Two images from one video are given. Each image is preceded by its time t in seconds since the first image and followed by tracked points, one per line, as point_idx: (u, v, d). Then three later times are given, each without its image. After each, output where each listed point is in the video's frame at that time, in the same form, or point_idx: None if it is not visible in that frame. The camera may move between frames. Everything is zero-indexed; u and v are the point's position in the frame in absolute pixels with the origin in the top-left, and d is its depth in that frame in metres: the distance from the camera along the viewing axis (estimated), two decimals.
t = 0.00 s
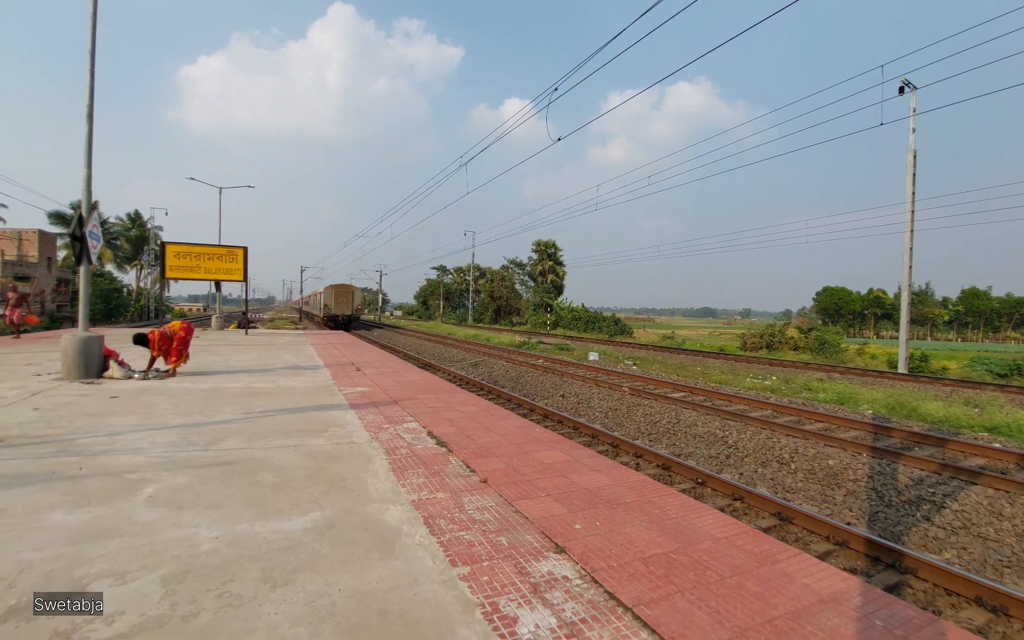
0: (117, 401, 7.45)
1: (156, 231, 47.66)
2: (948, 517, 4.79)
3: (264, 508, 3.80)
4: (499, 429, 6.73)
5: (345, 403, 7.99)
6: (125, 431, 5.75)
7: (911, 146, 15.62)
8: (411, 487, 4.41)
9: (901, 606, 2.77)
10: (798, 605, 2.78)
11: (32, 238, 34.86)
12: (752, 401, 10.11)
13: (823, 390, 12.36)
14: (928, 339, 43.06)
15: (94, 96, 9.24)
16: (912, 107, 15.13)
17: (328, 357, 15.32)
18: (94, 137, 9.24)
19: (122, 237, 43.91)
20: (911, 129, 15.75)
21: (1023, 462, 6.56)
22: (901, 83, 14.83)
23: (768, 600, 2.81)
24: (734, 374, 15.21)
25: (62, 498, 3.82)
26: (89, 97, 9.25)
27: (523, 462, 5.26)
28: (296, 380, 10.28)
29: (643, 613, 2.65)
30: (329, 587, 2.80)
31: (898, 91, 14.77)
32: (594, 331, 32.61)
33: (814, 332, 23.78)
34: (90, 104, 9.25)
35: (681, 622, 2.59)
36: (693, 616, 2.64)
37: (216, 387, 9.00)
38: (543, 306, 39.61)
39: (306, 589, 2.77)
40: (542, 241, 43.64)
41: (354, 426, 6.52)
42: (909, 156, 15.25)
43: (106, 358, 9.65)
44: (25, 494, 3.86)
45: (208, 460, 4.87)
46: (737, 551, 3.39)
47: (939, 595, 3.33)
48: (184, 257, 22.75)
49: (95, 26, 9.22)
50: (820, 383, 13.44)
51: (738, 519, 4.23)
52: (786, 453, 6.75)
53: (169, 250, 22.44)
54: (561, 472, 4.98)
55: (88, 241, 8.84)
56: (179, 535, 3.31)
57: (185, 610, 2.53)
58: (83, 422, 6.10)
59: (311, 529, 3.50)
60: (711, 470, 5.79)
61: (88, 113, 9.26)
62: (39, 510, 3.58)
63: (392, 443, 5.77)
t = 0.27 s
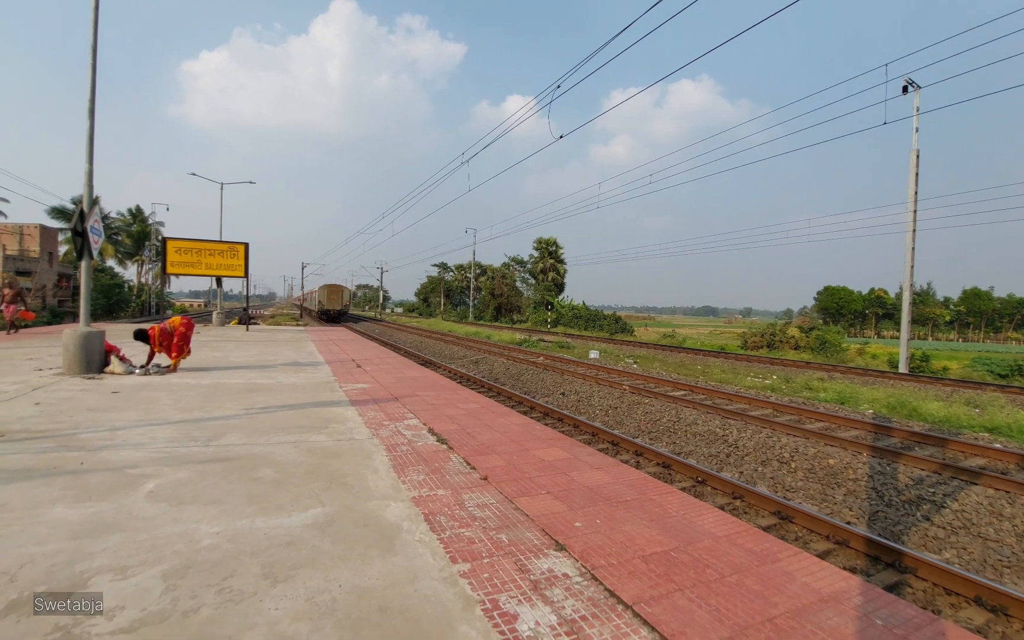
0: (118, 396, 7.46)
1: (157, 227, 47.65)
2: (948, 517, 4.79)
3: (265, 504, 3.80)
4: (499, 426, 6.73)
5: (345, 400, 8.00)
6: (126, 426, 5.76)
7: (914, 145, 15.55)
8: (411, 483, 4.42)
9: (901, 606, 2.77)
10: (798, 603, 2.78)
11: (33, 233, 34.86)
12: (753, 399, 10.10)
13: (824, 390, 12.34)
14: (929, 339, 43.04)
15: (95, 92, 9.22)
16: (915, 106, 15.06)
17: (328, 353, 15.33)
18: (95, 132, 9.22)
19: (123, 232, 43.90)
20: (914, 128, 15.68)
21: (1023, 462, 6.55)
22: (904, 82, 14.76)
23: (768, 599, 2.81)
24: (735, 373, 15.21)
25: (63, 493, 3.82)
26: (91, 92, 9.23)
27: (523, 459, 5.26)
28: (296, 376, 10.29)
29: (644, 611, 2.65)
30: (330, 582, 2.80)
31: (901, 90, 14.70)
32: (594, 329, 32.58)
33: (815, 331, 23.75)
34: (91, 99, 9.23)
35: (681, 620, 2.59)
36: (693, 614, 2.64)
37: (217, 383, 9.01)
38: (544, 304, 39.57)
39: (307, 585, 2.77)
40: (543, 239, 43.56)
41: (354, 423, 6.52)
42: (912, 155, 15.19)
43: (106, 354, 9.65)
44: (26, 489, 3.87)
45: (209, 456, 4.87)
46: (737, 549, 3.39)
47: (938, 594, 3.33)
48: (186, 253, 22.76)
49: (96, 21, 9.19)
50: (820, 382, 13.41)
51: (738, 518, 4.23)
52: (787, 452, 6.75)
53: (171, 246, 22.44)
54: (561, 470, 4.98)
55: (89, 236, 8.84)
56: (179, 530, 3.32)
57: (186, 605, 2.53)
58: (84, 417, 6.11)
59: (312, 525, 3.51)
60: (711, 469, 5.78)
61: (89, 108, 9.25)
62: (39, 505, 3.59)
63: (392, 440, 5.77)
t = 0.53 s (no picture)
0: (118, 400, 7.44)
1: (155, 230, 47.57)
2: (949, 513, 4.79)
3: (266, 506, 3.79)
4: (499, 426, 6.73)
5: (345, 401, 7.98)
6: (126, 430, 5.75)
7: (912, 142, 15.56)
8: (412, 484, 4.41)
9: (904, 602, 2.77)
10: (801, 601, 2.78)
11: (30, 237, 34.78)
12: (752, 397, 10.11)
13: (823, 386, 12.35)
14: (928, 335, 43.12)
15: (91, 95, 9.20)
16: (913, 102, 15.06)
17: (328, 355, 15.32)
18: (92, 136, 9.20)
19: (121, 235, 43.79)
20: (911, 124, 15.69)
21: (1023, 457, 6.55)
22: (901, 78, 14.76)
23: (771, 596, 2.81)
24: (735, 371, 15.22)
25: (63, 497, 3.81)
26: (87, 95, 9.21)
27: (524, 459, 5.26)
28: (296, 378, 10.28)
29: (647, 610, 2.64)
30: (332, 584, 2.79)
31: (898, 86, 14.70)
32: (594, 328, 32.57)
33: (814, 328, 23.77)
34: (87, 102, 9.20)
35: (684, 619, 2.59)
36: (697, 613, 2.64)
37: (216, 385, 8.99)
38: (543, 303, 39.58)
39: (308, 587, 2.76)
40: (541, 238, 43.52)
41: (354, 424, 6.51)
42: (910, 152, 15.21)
43: (105, 357, 9.63)
44: (26, 493, 3.85)
45: (209, 459, 4.86)
46: (739, 547, 3.39)
47: (940, 590, 3.33)
48: (184, 255, 22.71)
49: (91, 23, 9.17)
50: (820, 379, 13.41)
51: (740, 515, 4.23)
52: (787, 449, 6.75)
53: (168, 248, 22.40)
54: (562, 469, 4.97)
55: (86, 240, 8.81)
56: (180, 534, 3.31)
57: (187, 609, 2.52)
58: (83, 421, 6.09)
59: (313, 527, 3.50)
60: (712, 466, 5.78)
61: (86, 112, 9.22)
62: (40, 509, 3.58)
63: (393, 441, 5.76)
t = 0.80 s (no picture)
0: (116, 401, 7.42)
1: (153, 231, 47.49)
2: (948, 510, 4.79)
3: (265, 507, 3.79)
4: (499, 425, 6.72)
5: (345, 401, 7.97)
6: (125, 431, 5.74)
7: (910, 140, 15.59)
8: (412, 484, 4.40)
9: (905, 600, 2.77)
10: (802, 599, 2.78)
11: (28, 237, 34.70)
12: (752, 395, 10.11)
13: (822, 384, 12.37)
14: (926, 333, 43.24)
15: (88, 95, 9.17)
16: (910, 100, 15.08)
17: (327, 355, 15.31)
18: (89, 136, 9.17)
19: (119, 236, 43.70)
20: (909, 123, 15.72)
21: (1022, 454, 6.56)
22: (899, 76, 14.79)
23: (772, 595, 2.81)
24: (734, 369, 15.25)
25: (62, 498, 3.80)
26: (84, 95, 9.18)
27: (524, 459, 5.25)
28: (295, 378, 10.27)
29: (648, 609, 2.64)
30: (332, 585, 2.79)
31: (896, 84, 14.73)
32: (593, 327, 32.58)
33: (813, 327, 23.83)
34: (84, 103, 9.18)
35: (685, 618, 2.59)
36: (698, 612, 2.64)
37: (215, 386, 8.98)
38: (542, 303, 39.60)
39: (309, 588, 2.75)
40: (540, 237, 43.55)
41: (354, 424, 6.50)
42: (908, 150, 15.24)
43: (104, 358, 9.62)
44: (24, 495, 3.84)
45: (208, 459, 4.85)
46: (740, 545, 3.40)
47: (940, 587, 3.33)
48: (182, 256, 22.68)
49: (88, 23, 9.14)
50: (819, 377, 13.44)
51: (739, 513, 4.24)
52: (786, 448, 6.76)
53: (167, 249, 22.36)
54: (562, 469, 4.97)
55: (84, 240, 8.79)
56: (179, 535, 3.30)
57: (187, 610, 2.52)
58: (82, 422, 6.07)
59: (313, 527, 3.49)
60: (711, 465, 5.78)
61: (83, 112, 9.19)
62: (39, 511, 3.57)
63: (392, 441, 5.75)
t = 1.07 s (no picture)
0: (114, 399, 7.40)
1: (149, 229, 47.32)
2: (945, 507, 4.81)
3: (264, 506, 3.78)
4: (498, 423, 6.73)
5: (343, 400, 7.96)
6: (122, 430, 5.72)
7: (907, 138, 15.62)
8: (410, 483, 4.40)
9: (902, 597, 2.78)
10: (800, 595, 2.79)
11: (23, 236, 34.53)
12: (750, 393, 10.13)
13: (820, 382, 12.40)
14: (923, 330, 43.40)
15: (83, 93, 9.12)
16: (907, 98, 15.10)
17: (325, 353, 15.28)
18: (84, 134, 9.12)
19: (115, 234, 43.52)
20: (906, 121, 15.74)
21: (1018, 451, 6.59)
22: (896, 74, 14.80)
23: (770, 592, 2.82)
24: (732, 367, 15.28)
25: (59, 498, 3.79)
26: (79, 93, 9.13)
27: (522, 457, 5.26)
28: (293, 377, 10.25)
29: (647, 606, 2.65)
30: (331, 583, 2.79)
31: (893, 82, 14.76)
32: (591, 325, 32.61)
33: (810, 324, 23.88)
34: (79, 100, 9.12)
35: (684, 615, 2.59)
36: (697, 609, 2.64)
37: (213, 385, 8.95)
38: (540, 301, 39.61)
39: (308, 586, 2.75)
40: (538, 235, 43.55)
41: (352, 422, 6.49)
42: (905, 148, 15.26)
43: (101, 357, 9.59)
44: (21, 494, 3.83)
45: (206, 458, 4.84)
46: (738, 542, 3.40)
47: (937, 584, 3.34)
48: (179, 254, 22.60)
49: (83, 20, 9.08)
50: (816, 375, 13.47)
51: (737, 511, 4.25)
52: (784, 445, 6.77)
53: (163, 247, 22.29)
54: (561, 466, 4.97)
55: (80, 239, 8.75)
56: (178, 534, 3.29)
57: (186, 609, 2.51)
58: (79, 421, 6.05)
59: (312, 526, 3.49)
60: (710, 462, 5.79)
61: (78, 109, 9.14)
62: (36, 510, 3.55)
63: (391, 440, 5.75)
